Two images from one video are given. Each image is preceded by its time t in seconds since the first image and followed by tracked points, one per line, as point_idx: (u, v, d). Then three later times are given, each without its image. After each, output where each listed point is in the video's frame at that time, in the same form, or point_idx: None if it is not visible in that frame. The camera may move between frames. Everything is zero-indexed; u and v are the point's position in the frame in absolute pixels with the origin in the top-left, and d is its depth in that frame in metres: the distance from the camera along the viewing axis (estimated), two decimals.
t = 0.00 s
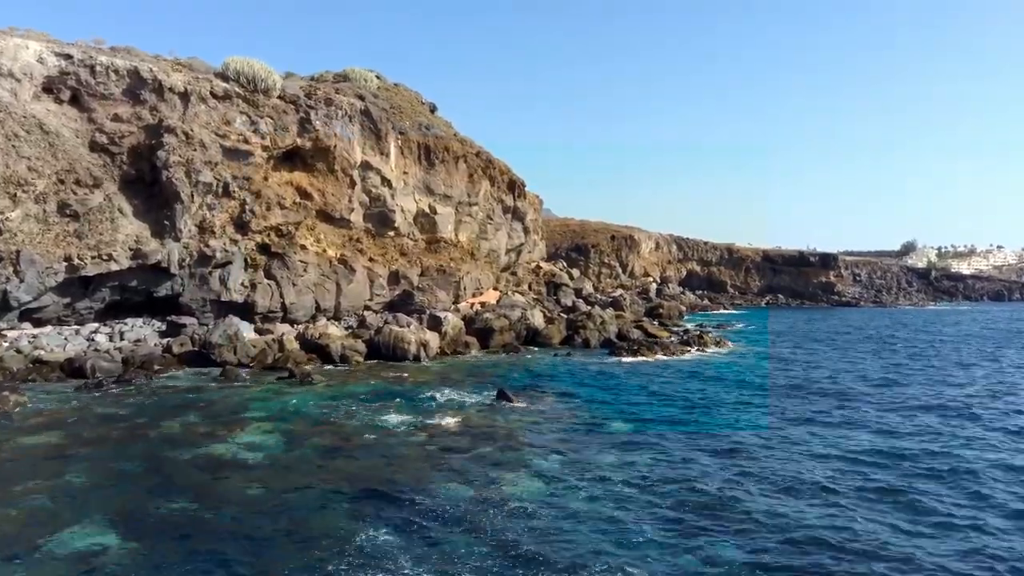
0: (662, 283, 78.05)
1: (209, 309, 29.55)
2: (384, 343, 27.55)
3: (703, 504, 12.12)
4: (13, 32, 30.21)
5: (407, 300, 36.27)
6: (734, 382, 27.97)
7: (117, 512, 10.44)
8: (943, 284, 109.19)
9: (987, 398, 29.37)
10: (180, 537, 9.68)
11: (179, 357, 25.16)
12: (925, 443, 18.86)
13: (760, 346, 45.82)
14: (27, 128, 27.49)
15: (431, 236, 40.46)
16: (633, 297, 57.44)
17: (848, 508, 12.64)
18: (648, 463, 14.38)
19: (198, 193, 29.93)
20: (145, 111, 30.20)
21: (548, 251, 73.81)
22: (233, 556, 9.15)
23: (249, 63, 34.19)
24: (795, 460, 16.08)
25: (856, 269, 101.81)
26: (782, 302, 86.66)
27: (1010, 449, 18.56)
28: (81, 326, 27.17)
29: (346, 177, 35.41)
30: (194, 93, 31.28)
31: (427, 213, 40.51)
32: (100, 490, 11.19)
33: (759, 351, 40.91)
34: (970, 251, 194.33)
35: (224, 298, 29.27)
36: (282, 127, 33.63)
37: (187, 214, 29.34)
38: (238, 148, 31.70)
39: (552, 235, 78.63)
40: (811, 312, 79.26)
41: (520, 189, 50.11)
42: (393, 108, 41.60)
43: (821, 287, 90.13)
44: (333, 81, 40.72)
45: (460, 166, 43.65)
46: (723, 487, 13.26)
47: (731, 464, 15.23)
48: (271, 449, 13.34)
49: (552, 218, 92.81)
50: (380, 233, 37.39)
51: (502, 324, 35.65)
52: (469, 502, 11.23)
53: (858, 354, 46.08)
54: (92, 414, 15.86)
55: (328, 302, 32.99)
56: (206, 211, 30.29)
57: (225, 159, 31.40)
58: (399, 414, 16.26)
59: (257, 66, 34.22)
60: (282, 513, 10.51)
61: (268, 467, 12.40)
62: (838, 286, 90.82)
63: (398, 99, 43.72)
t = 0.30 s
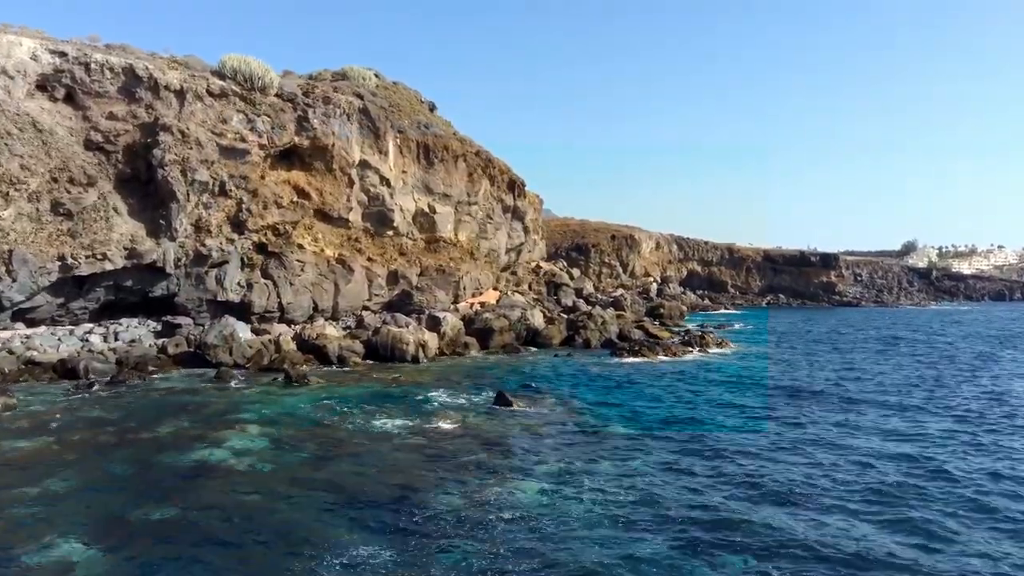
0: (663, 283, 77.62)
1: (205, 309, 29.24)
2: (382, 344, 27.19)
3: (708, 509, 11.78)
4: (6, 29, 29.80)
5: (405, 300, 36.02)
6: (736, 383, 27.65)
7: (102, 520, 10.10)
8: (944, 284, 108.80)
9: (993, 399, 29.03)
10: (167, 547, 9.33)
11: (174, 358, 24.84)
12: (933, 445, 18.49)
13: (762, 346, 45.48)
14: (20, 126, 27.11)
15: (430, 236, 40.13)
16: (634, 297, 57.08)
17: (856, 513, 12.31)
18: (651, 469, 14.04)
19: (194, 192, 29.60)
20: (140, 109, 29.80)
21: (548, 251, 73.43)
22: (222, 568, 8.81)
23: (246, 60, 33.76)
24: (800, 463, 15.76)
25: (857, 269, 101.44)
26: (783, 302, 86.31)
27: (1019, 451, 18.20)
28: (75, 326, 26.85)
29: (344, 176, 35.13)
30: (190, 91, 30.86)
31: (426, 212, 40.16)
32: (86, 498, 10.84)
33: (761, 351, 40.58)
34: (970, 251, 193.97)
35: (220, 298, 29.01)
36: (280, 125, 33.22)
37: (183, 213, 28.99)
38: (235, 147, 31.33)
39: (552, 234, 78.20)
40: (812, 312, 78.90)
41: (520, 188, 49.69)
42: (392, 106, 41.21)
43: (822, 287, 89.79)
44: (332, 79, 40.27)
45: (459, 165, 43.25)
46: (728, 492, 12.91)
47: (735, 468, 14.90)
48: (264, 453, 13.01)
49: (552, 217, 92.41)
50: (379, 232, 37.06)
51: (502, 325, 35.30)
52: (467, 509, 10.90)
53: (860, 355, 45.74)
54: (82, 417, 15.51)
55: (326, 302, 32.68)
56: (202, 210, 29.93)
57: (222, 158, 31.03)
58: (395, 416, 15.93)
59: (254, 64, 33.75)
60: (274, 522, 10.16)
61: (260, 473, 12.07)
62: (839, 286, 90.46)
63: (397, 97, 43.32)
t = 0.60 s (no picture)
0: (664, 283, 77.25)
1: (201, 310, 28.90)
2: (380, 345, 26.78)
3: (713, 519, 11.42)
4: None
5: (404, 301, 35.70)
6: (739, 386, 27.29)
7: (85, 531, 9.74)
8: (945, 284, 108.41)
9: (1000, 400, 28.63)
10: (151, 560, 8.97)
11: (169, 360, 24.50)
12: (941, 450, 18.13)
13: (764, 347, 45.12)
14: (13, 124, 26.71)
15: (429, 236, 39.77)
16: (634, 297, 56.73)
17: (867, 523, 11.94)
18: (654, 475, 13.67)
19: (190, 192, 29.22)
20: (136, 107, 29.38)
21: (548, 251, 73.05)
22: None
23: (243, 58, 33.34)
24: (805, 469, 15.40)
25: (858, 269, 101.09)
26: (784, 302, 85.99)
27: None
28: (69, 327, 26.50)
29: (343, 175, 34.77)
30: (186, 89, 30.41)
31: (425, 211, 39.78)
32: (70, 507, 10.48)
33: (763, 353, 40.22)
34: (971, 251, 193.69)
35: (216, 299, 28.71)
36: (277, 123, 32.83)
37: (179, 212, 28.62)
38: (232, 146, 30.94)
39: (552, 234, 77.80)
40: (814, 313, 78.55)
41: (520, 188, 49.27)
42: (391, 105, 40.82)
43: (823, 287, 89.47)
44: (330, 78, 39.86)
45: (459, 164, 42.84)
46: (734, 499, 12.55)
47: (740, 474, 14.54)
48: (256, 459, 12.65)
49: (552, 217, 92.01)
50: (378, 232, 36.68)
51: (502, 325, 34.95)
52: (466, 519, 10.53)
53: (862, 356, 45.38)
54: (71, 420, 15.14)
55: (323, 302, 32.34)
56: (198, 210, 29.55)
57: (218, 157, 30.64)
58: (391, 421, 15.57)
59: (251, 61, 33.33)
60: (264, 533, 9.81)
61: (251, 480, 11.71)
62: (840, 286, 90.11)
63: (396, 96, 42.92)
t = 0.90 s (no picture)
0: (664, 284, 76.88)
1: (197, 310, 28.56)
2: (377, 346, 26.40)
3: (717, 528, 11.08)
4: None
5: (402, 301, 35.39)
6: (741, 388, 26.94)
7: (67, 539, 9.39)
8: (946, 284, 108.05)
9: (1006, 401, 28.28)
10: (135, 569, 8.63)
11: (164, 361, 24.16)
12: (948, 454, 17.78)
13: (766, 348, 44.77)
14: (6, 122, 26.31)
15: (428, 236, 39.44)
16: (635, 297, 56.39)
17: (876, 531, 11.61)
18: (656, 481, 13.32)
19: (186, 191, 28.86)
20: (131, 105, 29.00)
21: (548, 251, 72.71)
22: None
23: (240, 55, 32.89)
24: (811, 475, 15.05)
25: (859, 268, 100.80)
26: (785, 302, 85.71)
27: None
28: (62, 327, 26.14)
29: (340, 174, 34.44)
30: (182, 87, 30.02)
31: (424, 211, 39.42)
32: (53, 515, 10.12)
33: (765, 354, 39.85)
34: (971, 251, 193.41)
35: (212, 299, 28.38)
36: (274, 122, 32.45)
37: (174, 211, 28.26)
38: (228, 144, 30.57)
39: (552, 234, 77.40)
40: (815, 313, 78.21)
41: (520, 187, 48.92)
42: (389, 104, 40.45)
43: (824, 287, 89.16)
44: (328, 76, 39.50)
45: (458, 164, 42.48)
46: (739, 506, 12.21)
47: (744, 479, 14.20)
48: (248, 465, 12.30)
49: (552, 217, 91.69)
50: (376, 232, 36.35)
51: (501, 326, 34.59)
52: (464, 528, 10.16)
53: (864, 356, 45.04)
54: (59, 425, 14.76)
55: (321, 303, 32.01)
56: (194, 209, 29.20)
57: (215, 155, 30.27)
58: (387, 424, 15.23)
59: (247, 59, 32.91)
60: (253, 542, 9.48)
61: (242, 488, 11.35)
62: (841, 286, 89.81)
63: (394, 95, 42.55)
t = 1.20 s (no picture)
0: (665, 284, 76.51)
1: (192, 311, 28.24)
2: (375, 347, 26.04)
3: (722, 537, 10.74)
4: None
5: (401, 301, 35.12)
6: (743, 389, 26.60)
7: (48, 549, 9.04)
8: (947, 284, 107.72)
9: (1012, 402, 27.92)
10: None
11: (158, 362, 23.83)
12: (955, 457, 17.44)
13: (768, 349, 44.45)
14: None
15: (427, 235, 39.11)
16: (635, 298, 56.07)
17: (885, 540, 11.27)
18: (658, 488, 12.97)
19: (181, 190, 28.52)
20: (126, 103, 28.64)
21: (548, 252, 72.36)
22: None
23: (236, 53, 32.46)
24: (816, 479, 14.71)
25: (861, 268, 100.46)
26: (786, 303, 85.39)
27: None
28: (56, 328, 25.82)
29: (338, 173, 34.12)
30: (178, 85, 29.64)
31: (423, 211, 39.09)
32: (34, 523, 9.78)
33: (767, 355, 39.51)
34: (972, 251, 193.07)
35: (208, 299, 28.06)
36: (271, 121, 32.06)
37: (170, 211, 27.93)
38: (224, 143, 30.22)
39: (552, 234, 77.01)
40: (816, 313, 77.87)
41: (520, 187, 48.56)
42: (388, 103, 40.07)
43: (825, 287, 88.83)
44: (327, 75, 39.11)
45: (457, 163, 42.12)
46: (744, 514, 11.87)
47: (749, 484, 13.86)
48: (239, 472, 11.96)
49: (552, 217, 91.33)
50: (375, 232, 36.02)
51: (501, 327, 34.25)
52: (461, 538, 9.81)
53: (867, 357, 44.72)
54: (47, 429, 14.41)
55: (318, 303, 31.71)
56: (190, 209, 28.87)
57: (211, 154, 29.92)
58: (382, 429, 14.88)
59: (244, 57, 32.48)
60: (241, 552, 9.15)
61: (232, 496, 11.01)
62: (842, 286, 89.48)
63: (393, 93, 42.18)
